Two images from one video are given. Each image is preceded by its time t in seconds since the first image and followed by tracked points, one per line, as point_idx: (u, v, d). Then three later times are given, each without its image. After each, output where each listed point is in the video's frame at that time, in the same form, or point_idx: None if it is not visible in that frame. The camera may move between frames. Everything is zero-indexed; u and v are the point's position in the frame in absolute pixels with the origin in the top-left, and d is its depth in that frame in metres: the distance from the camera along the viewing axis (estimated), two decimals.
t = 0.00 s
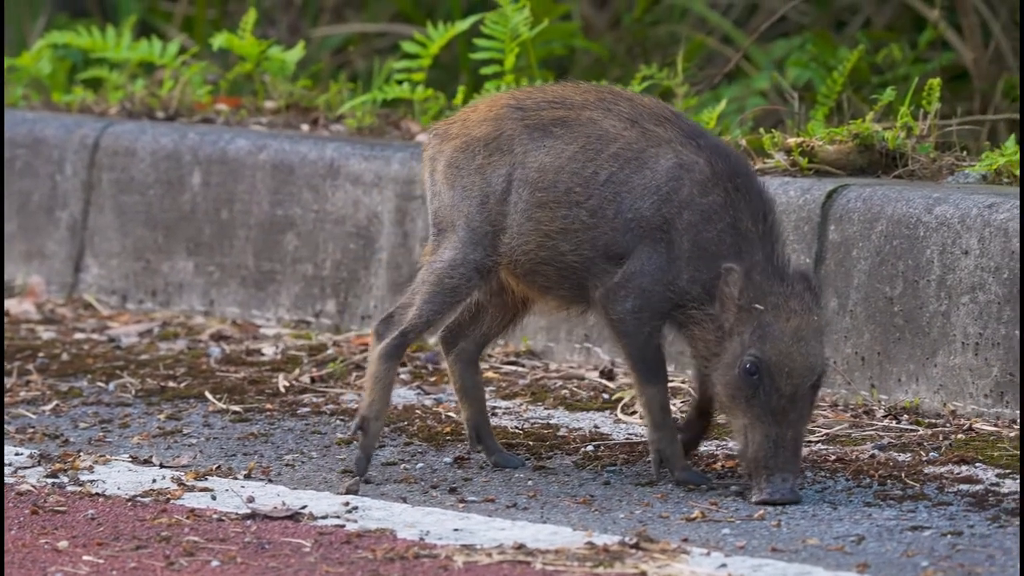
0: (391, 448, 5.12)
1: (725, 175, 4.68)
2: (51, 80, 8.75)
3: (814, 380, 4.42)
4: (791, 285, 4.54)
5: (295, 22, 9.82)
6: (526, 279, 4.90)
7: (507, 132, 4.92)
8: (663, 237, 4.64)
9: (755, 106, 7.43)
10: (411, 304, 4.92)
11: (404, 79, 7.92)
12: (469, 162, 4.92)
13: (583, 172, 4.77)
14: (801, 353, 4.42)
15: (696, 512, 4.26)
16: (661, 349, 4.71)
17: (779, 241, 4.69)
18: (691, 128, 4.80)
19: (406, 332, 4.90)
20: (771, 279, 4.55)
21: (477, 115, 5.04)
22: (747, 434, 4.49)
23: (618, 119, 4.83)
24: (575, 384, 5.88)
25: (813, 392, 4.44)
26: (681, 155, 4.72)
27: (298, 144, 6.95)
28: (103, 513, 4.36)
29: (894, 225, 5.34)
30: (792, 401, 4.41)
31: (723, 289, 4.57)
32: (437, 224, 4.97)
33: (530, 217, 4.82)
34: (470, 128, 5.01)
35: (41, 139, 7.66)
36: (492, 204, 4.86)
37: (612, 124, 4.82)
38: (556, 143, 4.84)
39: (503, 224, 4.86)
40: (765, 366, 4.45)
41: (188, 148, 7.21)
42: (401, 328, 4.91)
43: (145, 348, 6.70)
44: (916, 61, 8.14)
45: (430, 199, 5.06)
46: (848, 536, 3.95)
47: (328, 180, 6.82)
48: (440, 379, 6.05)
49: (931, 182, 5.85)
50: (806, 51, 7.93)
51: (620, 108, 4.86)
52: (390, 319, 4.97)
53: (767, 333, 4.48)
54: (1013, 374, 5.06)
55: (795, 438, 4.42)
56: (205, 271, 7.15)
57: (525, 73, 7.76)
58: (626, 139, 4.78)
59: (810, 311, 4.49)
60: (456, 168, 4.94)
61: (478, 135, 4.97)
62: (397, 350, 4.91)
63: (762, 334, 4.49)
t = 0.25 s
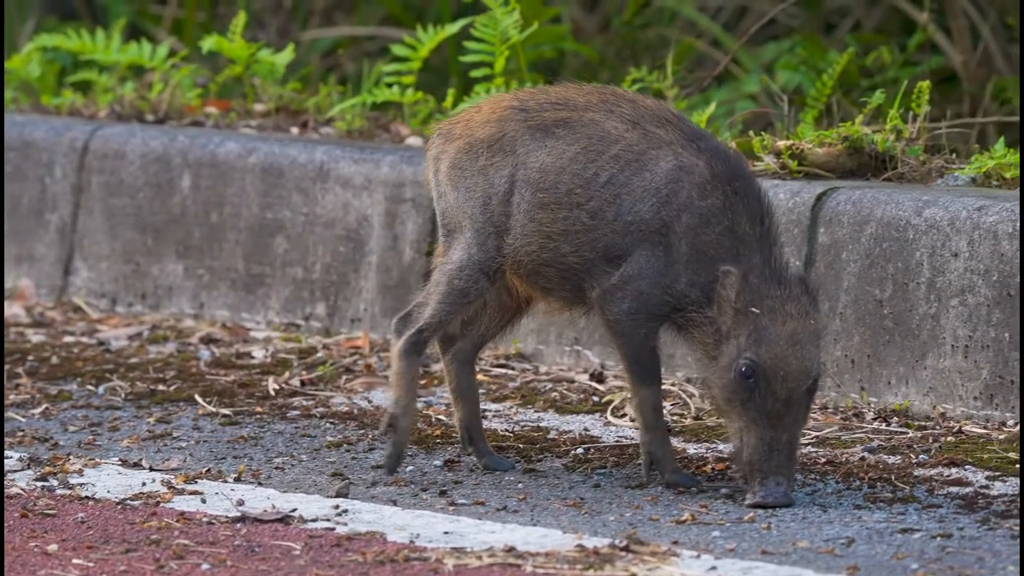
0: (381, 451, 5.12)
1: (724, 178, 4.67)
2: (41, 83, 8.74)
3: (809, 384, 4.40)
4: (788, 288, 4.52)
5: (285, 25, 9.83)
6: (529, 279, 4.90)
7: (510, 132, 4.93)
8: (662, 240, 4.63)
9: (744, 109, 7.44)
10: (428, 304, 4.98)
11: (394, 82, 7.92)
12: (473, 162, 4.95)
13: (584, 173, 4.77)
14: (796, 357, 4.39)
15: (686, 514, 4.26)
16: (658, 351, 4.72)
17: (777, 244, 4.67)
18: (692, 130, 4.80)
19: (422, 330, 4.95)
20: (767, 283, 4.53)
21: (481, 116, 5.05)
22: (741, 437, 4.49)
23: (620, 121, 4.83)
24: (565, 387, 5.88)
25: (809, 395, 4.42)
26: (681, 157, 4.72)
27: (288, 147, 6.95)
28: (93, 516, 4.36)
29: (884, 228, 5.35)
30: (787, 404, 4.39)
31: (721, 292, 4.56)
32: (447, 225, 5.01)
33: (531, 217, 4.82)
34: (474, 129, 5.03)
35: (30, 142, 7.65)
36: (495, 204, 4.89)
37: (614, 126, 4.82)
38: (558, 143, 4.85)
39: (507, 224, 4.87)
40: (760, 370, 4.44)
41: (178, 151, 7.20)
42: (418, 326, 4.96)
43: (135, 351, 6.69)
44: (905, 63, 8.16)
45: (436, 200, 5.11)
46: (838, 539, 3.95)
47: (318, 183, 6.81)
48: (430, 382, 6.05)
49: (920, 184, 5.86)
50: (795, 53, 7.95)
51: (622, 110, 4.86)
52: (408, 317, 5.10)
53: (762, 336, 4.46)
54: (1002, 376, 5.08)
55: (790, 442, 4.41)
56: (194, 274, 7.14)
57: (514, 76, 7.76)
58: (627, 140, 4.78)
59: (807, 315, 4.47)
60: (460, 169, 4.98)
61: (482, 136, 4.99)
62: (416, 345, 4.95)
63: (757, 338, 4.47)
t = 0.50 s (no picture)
0: (371, 454, 5.12)
1: (723, 179, 4.66)
2: (30, 85, 8.73)
3: (807, 382, 4.40)
4: (786, 287, 4.50)
5: (275, 27, 9.83)
6: (531, 279, 4.90)
7: (513, 132, 4.96)
8: (660, 242, 4.63)
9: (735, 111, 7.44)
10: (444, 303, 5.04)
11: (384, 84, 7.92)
12: (476, 161, 4.99)
13: (586, 174, 4.78)
14: (793, 356, 4.40)
15: (677, 516, 4.27)
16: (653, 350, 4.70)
17: (776, 243, 4.64)
18: (693, 132, 4.81)
19: (442, 330, 5.04)
20: (765, 281, 4.51)
21: (485, 116, 5.09)
22: (740, 435, 4.50)
23: (621, 122, 4.85)
24: (556, 389, 5.88)
25: (808, 393, 4.43)
26: (681, 159, 4.72)
27: (279, 150, 6.94)
28: (83, 519, 4.35)
29: (874, 230, 5.36)
30: (784, 404, 4.40)
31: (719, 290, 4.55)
32: (453, 225, 5.05)
33: (533, 217, 4.83)
34: (477, 129, 5.07)
35: (20, 145, 7.64)
36: (497, 204, 4.90)
37: (616, 126, 4.84)
38: (560, 143, 4.86)
39: (510, 224, 4.88)
40: (758, 370, 4.44)
41: (168, 153, 7.20)
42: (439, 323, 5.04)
43: (125, 354, 6.69)
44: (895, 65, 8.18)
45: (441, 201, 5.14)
46: (829, 540, 3.96)
47: (308, 185, 6.81)
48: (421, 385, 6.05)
49: (911, 186, 5.87)
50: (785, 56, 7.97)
51: (623, 110, 4.88)
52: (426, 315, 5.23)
53: (759, 336, 4.46)
54: (993, 378, 5.09)
55: (789, 441, 4.42)
56: (185, 276, 7.14)
57: (505, 78, 7.77)
58: (628, 141, 4.79)
59: (805, 314, 4.45)
60: (463, 169, 5.02)
61: (485, 136, 5.03)
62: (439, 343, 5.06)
63: (754, 338, 4.46)
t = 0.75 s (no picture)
0: (362, 455, 5.12)
1: (719, 179, 4.64)
2: (20, 87, 8.71)
3: (814, 376, 4.36)
4: (783, 283, 4.48)
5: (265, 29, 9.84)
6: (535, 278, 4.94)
7: (515, 133, 4.99)
8: (656, 243, 4.61)
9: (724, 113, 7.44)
10: (458, 301, 5.13)
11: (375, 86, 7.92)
12: (481, 161, 5.04)
13: (585, 175, 4.80)
14: (798, 351, 4.35)
15: (667, 518, 4.27)
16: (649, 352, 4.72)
17: (772, 241, 4.61)
18: (692, 132, 4.80)
19: (458, 325, 5.13)
20: (763, 281, 4.48)
21: (490, 118, 5.13)
22: (754, 436, 4.44)
23: (621, 123, 4.85)
24: (546, 391, 5.89)
25: (816, 387, 4.38)
26: (679, 160, 4.71)
27: (268, 152, 6.94)
28: (73, 521, 4.35)
29: (864, 231, 5.37)
30: (795, 399, 4.35)
31: (716, 291, 4.51)
32: (462, 226, 5.10)
33: (534, 217, 4.86)
34: (482, 130, 5.12)
35: (9, 147, 7.63)
36: (500, 204, 4.94)
37: (615, 127, 4.85)
38: (560, 143, 4.88)
39: (512, 224, 4.91)
40: (765, 368, 4.38)
41: (158, 155, 7.19)
42: (455, 318, 5.12)
43: (115, 356, 6.69)
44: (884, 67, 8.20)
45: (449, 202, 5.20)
46: (819, 542, 3.97)
47: (298, 187, 6.81)
48: (411, 386, 6.05)
49: (901, 187, 5.88)
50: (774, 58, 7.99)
51: (623, 111, 4.88)
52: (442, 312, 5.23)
53: (762, 335, 4.41)
54: (983, 380, 5.10)
55: (803, 436, 4.38)
56: (175, 278, 7.14)
57: (494, 80, 7.77)
58: (627, 142, 4.80)
59: (803, 309, 4.42)
60: (468, 170, 5.07)
61: (489, 137, 5.07)
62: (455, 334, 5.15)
63: (757, 337, 4.42)
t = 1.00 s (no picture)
0: (353, 456, 5.12)
1: (719, 180, 4.59)
2: (10, 88, 8.70)
3: (826, 371, 4.31)
4: (789, 281, 4.43)
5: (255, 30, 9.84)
6: (541, 276, 4.85)
7: (520, 132, 4.92)
8: (656, 244, 4.55)
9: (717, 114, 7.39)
10: (477, 300, 5.00)
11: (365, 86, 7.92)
12: (487, 161, 4.96)
13: (587, 175, 4.72)
14: (809, 348, 4.30)
15: (658, 518, 4.28)
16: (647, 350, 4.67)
17: (774, 239, 4.57)
18: (694, 133, 4.75)
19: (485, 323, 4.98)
20: (768, 280, 4.43)
21: (497, 118, 5.07)
22: (770, 436, 4.39)
23: (623, 123, 4.80)
24: (537, 391, 5.89)
25: (828, 382, 4.34)
26: (680, 160, 4.65)
27: (259, 152, 6.93)
28: (64, 522, 4.35)
29: (855, 232, 5.38)
30: (809, 396, 4.30)
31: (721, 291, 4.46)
32: (471, 225, 5.03)
33: (538, 216, 4.77)
34: (489, 130, 5.05)
35: None
36: (505, 203, 4.85)
37: (618, 128, 4.79)
38: (564, 143, 4.81)
39: (516, 222, 4.81)
40: (776, 366, 4.34)
41: (148, 156, 7.19)
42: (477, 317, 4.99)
43: (106, 357, 6.68)
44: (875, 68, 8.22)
45: (456, 203, 5.14)
46: (810, 542, 3.98)
47: (288, 188, 6.80)
48: (402, 387, 6.05)
49: (892, 188, 5.89)
50: (765, 59, 8.00)
51: (626, 112, 4.83)
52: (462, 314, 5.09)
53: (772, 333, 4.36)
54: (973, 380, 5.11)
55: (820, 432, 4.32)
56: (165, 279, 7.14)
57: (485, 80, 7.77)
58: (629, 142, 4.74)
59: (811, 306, 4.38)
60: (474, 171, 5.00)
61: (496, 136, 5.00)
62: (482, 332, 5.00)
63: (768, 336, 4.37)
